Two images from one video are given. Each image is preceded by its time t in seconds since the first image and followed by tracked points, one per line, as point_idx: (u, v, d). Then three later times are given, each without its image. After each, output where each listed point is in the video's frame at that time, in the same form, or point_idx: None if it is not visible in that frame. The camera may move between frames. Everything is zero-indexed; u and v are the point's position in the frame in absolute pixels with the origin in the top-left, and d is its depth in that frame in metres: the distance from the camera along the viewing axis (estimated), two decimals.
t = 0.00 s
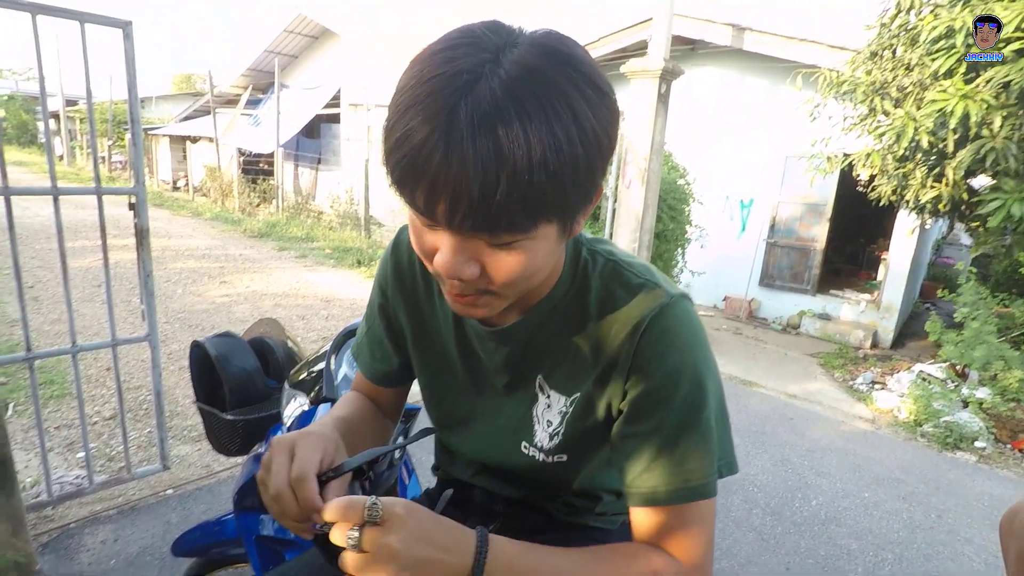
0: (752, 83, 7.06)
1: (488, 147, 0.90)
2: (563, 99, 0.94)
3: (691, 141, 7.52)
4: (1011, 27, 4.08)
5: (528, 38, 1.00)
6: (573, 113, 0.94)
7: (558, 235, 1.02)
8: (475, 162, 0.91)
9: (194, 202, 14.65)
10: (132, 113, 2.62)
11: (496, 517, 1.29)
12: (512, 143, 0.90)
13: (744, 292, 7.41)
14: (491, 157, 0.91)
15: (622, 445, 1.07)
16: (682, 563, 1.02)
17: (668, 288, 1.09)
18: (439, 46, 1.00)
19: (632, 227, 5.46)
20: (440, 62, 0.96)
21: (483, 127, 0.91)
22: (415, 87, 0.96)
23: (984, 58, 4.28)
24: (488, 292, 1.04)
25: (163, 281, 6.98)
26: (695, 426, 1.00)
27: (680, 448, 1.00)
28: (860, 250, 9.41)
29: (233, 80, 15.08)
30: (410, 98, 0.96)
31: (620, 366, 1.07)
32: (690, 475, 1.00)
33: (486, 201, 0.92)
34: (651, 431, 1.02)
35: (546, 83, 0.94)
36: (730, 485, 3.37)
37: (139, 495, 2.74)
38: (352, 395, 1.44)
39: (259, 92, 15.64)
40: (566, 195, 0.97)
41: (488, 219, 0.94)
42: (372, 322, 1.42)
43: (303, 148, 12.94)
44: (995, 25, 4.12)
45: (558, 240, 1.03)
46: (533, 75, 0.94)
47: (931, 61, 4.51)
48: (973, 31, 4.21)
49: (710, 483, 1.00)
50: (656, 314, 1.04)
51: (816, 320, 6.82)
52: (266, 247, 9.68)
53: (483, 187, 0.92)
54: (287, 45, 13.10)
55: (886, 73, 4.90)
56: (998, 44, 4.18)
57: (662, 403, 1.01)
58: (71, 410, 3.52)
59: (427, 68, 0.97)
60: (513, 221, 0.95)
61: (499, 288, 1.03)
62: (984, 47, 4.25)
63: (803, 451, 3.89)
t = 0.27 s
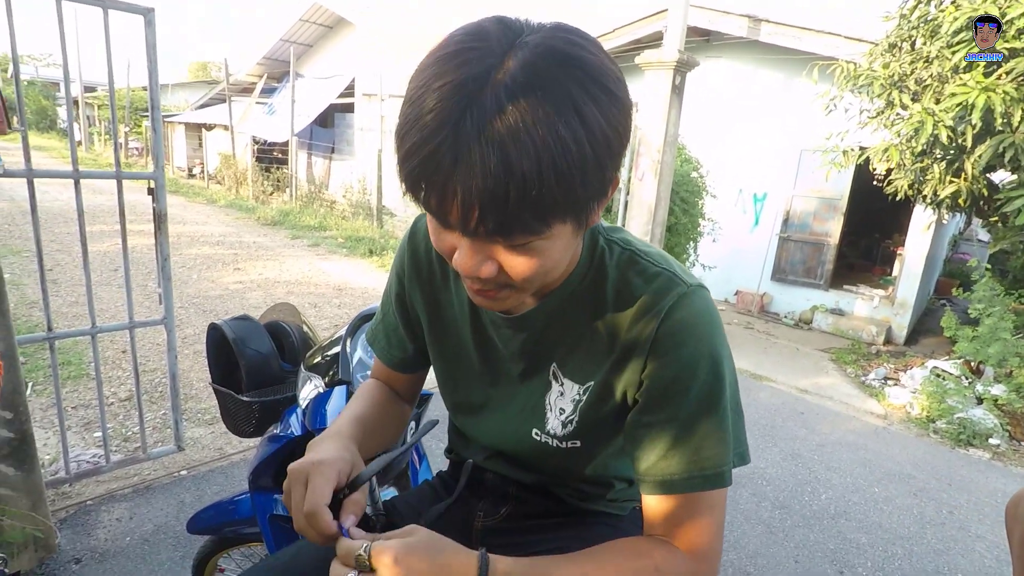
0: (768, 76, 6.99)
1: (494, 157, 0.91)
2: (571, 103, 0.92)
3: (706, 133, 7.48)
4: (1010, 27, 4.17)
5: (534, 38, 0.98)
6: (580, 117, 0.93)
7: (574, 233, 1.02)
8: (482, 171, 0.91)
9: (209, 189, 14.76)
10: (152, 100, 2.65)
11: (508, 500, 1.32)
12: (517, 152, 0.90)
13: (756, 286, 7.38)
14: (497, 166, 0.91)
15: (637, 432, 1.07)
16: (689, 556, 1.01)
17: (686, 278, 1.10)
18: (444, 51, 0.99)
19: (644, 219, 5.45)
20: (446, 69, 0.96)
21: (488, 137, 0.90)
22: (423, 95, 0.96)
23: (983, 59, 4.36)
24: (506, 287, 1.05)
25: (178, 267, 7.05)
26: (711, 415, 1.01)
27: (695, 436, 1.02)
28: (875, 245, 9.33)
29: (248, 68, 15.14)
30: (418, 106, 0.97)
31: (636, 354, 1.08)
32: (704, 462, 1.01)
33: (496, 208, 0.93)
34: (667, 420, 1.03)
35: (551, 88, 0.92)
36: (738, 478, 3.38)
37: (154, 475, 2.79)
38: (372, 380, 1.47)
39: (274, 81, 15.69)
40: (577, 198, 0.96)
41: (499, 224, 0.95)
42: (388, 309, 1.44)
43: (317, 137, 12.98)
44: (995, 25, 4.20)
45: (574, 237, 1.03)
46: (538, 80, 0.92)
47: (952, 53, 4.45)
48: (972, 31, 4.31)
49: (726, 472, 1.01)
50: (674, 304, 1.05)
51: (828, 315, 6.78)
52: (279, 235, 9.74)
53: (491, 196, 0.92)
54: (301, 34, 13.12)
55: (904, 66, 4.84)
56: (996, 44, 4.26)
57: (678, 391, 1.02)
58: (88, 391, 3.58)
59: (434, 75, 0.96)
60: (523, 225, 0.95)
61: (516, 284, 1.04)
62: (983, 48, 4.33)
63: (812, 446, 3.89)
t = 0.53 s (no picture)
0: (777, 75, 6.96)
1: (496, 181, 0.89)
2: (573, 125, 0.90)
3: (714, 132, 7.46)
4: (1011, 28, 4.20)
5: (538, 54, 0.95)
6: (583, 139, 0.90)
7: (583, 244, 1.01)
8: (485, 194, 0.90)
9: (217, 186, 14.83)
10: (164, 96, 2.67)
11: (517, 494, 1.32)
12: (520, 176, 0.88)
13: (764, 285, 7.35)
14: (499, 190, 0.90)
15: (648, 426, 1.07)
16: (697, 547, 1.01)
17: (695, 271, 1.10)
18: (447, 66, 0.97)
19: (652, 217, 5.44)
20: (448, 88, 0.94)
21: (490, 161, 0.89)
22: (425, 114, 0.95)
23: (984, 59, 4.38)
24: (518, 297, 1.05)
25: (187, 263, 7.10)
26: (723, 407, 1.01)
27: (706, 428, 1.01)
28: (884, 245, 9.28)
29: (257, 65, 15.19)
30: (421, 125, 0.95)
31: (646, 348, 1.08)
32: (715, 455, 1.00)
33: (500, 229, 0.92)
34: (678, 414, 1.03)
35: (554, 109, 0.90)
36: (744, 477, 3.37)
37: (162, 468, 2.81)
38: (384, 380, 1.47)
39: (282, 78, 15.73)
40: (582, 216, 0.95)
41: (504, 244, 0.94)
42: (396, 307, 1.44)
43: (325, 134, 13.02)
44: (994, 26, 4.26)
45: (583, 250, 1.02)
46: (541, 101, 0.90)
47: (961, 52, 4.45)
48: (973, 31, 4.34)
49: (738, 463, 1.00)
50: (684, 297, 1.05)
51: (836, 315, 6.75)
52: (287, 231, 9.78)
53: (495, 218, 0.92)
54: (310, 31, 13.15)
55: (914, 65, 4.81)
56: (995, 45, 4.30)
57: (688, 384, 1.02)
58: (98, 384, 3.61)
59: (436, 93, 0.94)
60: (529, 245, 0.94)
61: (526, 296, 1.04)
62: (984, 48, 4.37)
63: (819, 445, 3.87)
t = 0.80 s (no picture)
0: (782, 73, 6.94)
1: (478, 197, 0.89)
2: (554, 140, 0.89)
3: (718, 131, 7.46)
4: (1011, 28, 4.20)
5: (521, 66, 0.93)
6: (564, 153, 0.89)
7: (573, 252, 1.01)
8: (467, 210, 0.90)
9: (223, 189, 14.90)
10: (171, 99, 2.69)
11: (523, 493, 1.33)
12: (500, 192, 0.88)
13: (769, 284, 7.34)
14: (481, 207, 0.89)
15: (649, 422, 1.07)
16: (697, 546, 0.99)
17: (694, 266, 1.09)
18: (431, 79, 0.96)
19: (656, 217, 5.44)
20: (431, 102, 0.93)
21: (471, 178, 0.88)
22: (409, 128, 0.94)
23: (985, 59, 4.41)
24: (512, 302, 1.06)
25: (193, 266, 7.14)
26: (722, 400, 1.00)
27: (705, 422, 1.00)
28: (890, 243, 9.24)
29: (262, 69, 15.26)
30: (405, 140, 0.94)
31: (645, 343, 1.07)
32: (716, 449, 0.99)
33: (484, 243, 0.92)
34: (677, 409, 1.02)
35: (535, 124, 0.89)
36: (751, 476, 3.36)
37: (171, 470, 2.83)
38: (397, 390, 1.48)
39: (287, 81, 15.81)
40: (567, 228, 0.94)
41: (490, 258, 0.95)
42: (401, 309, 1.45)
43: (330, 137, 13.07)
44: (995, 25, 4.26)
45: (571, 258, 1.02)
46: (521, 117, 0.88)
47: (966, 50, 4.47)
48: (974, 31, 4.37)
49: (737, 457, 0.99)
50: (681, 291, 1.04)
51: (842, 314, 6.73)
52: (293, 234, 9.82)
53: (477, 233, 0.92)
54: (314, 34, 13.20)
55: (920, 61, 4.79)
56: (996, 44, 4.32)
57: (687, 377, 1.01)
58: (106, 387, 3.64)
59: (420, 108, 0.94)
60: (513, 257, 0.94)
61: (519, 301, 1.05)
62: (985, 47, 4.39)
63: (827, 444, 3.86)
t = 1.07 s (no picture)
0: (788, 74, 6.93)
1: (477, 218, 0.88)
2: (554, 161, 0.88)
3: (724, 132, 7.45)
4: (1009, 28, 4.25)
5: (522, 83, 0.92)
6: (563, 173, 0.88)
7: (576, 263, 1.00)
8: (467, 230, 0.90)
9: (228, 186, 14.95)
10: (179, 95, 2.70)
11: (527, 487, 1.34)
12: (500, 212, 0.88)
13: (774, 286, 7.32)
14: (482, 227, 0.89)
15: (652, 414, 1.06)
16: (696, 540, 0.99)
17: (695, 258, 1.08)
18: (433, 97, 0.95)
19: (661, 217, 5.44)
20: (432, 122, 0.92)
21: (471, 199, 0.88)
22: (411, 147, 0.93)
23: (984, 59, 4.43)
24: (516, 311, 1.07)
25: (199, 262, 7.17)
26: (722, 389, 0.98)
27: (706, 412, 0.99)
28: (896, 246, 9.22)
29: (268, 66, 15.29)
30: (408, 157, 0.94)
31: (645, 335, 1.07)
32: (717, 439, 0.98)
33: (485, 262, 0.92)
34: (677, 400, 1.01)
35: (536, 144, 0.87)
36: (754, 476, 3.36)
37: (176, 464, 2.85)
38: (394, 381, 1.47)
39: (293, 79, 15.84)
40: (567, 245, 0.94)
41: (491, 275, 0.94)
42: (405, 302, 1.45)
43: (335, 135, 13.09)
44: (994, 25, 4.32)
45: (573, 269, 1.02)
46: (522, 138, 0.87)
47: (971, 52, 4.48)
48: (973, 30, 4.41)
49: (737, 448, 0.97)
50: (680, 282, 1.03)
51: (847, 317, 6.71)
52: (298, 231, 9.85)
53: (478, 252, 0.91)
54: (321, 32, 13.22)
55: (928, 64, 4.78)
56: (996, 44, 4.35)
57: (687, 367, 1.00)
58: (112, 381, 3.66)
59: (422, 126, 0.93)
60: (513, 274, 0.94)
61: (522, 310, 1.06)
62: (984, 48, 4.43)
63: (830, 446, 3.86)
